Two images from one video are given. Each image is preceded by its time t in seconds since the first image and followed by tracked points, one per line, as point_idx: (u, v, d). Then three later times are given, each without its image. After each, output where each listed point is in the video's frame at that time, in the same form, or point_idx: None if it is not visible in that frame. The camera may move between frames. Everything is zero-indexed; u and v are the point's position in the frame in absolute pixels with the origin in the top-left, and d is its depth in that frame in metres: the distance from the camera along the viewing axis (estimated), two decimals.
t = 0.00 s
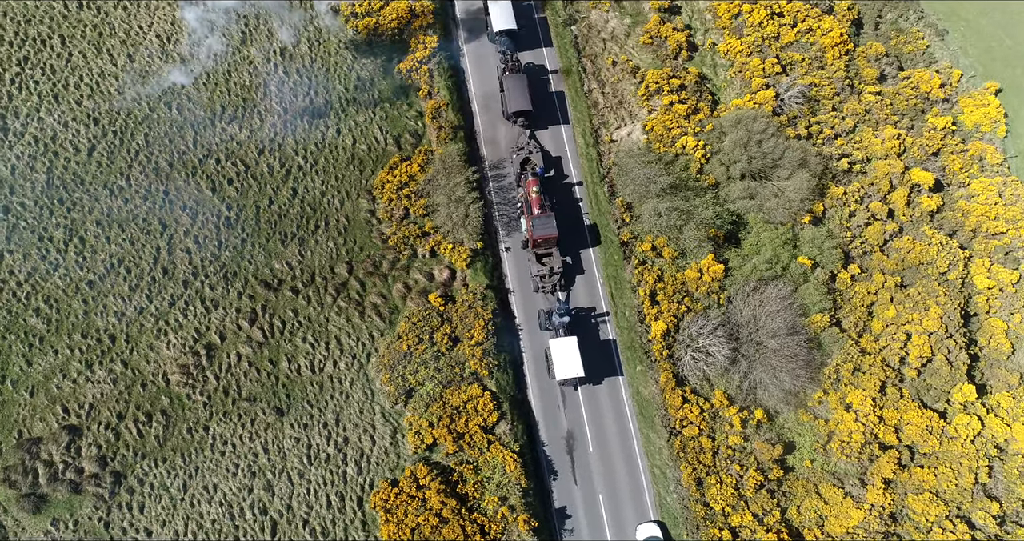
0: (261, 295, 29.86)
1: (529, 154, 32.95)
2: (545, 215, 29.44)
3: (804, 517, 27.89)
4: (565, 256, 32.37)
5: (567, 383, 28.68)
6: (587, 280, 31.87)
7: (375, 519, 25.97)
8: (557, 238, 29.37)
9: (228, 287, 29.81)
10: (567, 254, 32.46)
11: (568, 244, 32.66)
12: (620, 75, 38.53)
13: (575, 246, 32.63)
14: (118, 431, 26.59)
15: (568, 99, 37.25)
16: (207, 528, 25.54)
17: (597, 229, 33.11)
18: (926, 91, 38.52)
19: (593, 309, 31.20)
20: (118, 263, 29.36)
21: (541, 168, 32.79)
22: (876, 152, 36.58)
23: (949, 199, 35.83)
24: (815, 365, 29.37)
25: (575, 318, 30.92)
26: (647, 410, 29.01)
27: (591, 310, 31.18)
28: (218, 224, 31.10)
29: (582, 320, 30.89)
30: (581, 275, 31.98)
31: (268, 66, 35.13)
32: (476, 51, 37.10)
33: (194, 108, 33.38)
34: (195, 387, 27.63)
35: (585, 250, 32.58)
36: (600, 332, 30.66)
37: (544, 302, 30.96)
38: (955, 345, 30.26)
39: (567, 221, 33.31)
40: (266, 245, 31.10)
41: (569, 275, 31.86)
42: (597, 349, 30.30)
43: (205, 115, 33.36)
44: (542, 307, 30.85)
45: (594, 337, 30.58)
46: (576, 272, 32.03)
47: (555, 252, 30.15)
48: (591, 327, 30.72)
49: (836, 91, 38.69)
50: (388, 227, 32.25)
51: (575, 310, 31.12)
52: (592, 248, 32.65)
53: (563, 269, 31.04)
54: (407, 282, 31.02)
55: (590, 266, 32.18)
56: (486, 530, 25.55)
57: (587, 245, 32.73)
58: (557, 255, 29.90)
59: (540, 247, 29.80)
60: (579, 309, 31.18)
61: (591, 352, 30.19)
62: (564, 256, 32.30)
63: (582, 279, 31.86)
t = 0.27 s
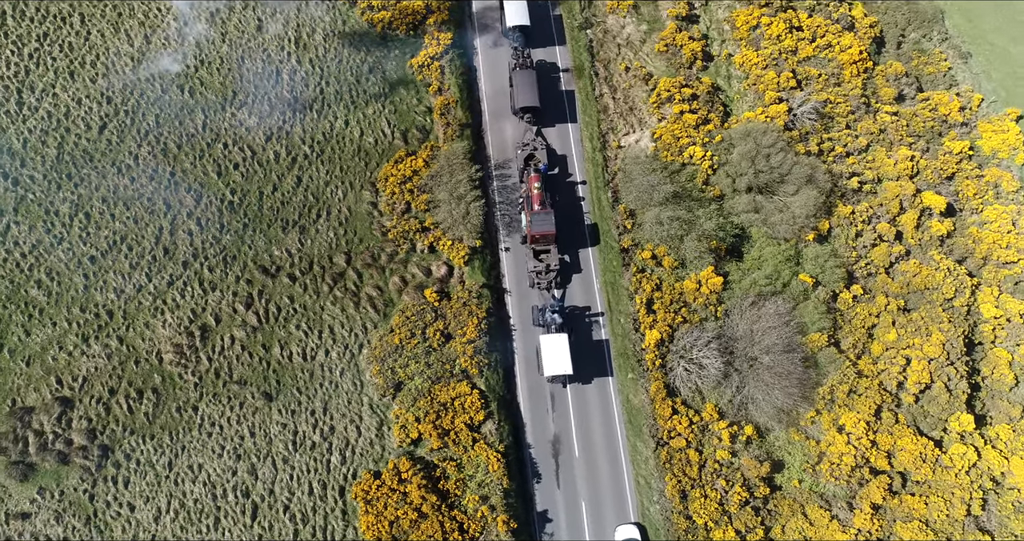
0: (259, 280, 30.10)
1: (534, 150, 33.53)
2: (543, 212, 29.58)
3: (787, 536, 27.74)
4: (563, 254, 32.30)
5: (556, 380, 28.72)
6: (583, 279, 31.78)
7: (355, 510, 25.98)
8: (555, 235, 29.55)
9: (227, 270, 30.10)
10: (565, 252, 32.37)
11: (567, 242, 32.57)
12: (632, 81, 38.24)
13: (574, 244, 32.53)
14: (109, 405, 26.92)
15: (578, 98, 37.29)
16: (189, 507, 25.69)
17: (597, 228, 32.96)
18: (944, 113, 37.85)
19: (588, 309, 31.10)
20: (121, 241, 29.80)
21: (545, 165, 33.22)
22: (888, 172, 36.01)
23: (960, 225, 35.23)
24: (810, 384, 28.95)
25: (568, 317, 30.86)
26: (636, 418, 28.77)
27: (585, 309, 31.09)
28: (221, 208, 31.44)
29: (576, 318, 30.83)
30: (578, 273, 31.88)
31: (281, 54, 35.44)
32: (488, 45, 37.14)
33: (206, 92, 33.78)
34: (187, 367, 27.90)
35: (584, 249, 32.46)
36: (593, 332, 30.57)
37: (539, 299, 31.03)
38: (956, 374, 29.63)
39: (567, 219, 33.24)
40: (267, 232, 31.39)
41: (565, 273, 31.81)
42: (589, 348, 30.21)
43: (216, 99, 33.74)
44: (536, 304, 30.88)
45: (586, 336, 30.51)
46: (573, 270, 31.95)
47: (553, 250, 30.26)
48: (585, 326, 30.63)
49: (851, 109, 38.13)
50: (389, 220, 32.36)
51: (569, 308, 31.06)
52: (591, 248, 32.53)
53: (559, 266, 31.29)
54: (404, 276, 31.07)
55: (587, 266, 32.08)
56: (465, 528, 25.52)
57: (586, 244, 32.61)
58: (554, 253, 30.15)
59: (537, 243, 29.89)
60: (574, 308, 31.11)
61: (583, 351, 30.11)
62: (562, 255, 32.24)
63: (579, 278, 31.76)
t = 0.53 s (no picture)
0: (258, 265, 30.36)
1: (540, 146, 33.48)
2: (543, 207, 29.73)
3: None
4: (562, 251, 32.20)
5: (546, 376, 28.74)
6: (580, 278, 31.66)
7: (336, 499, 26.08)
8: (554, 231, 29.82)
9: (227, 254, 30.41)
10: (564, 249, 32.25)
11: (567, 240, 32.46)
12: (644, 87, 37.90)
13: (574, 242, 32.41)
14: (102, 379, 27.29)
15: (588, 97, 37.22)
16: (173, 485, 25.93)
17: (598, 228, 32.81)
18: (962, 136, 37.16)
19: (583, 307, 30.98)
20: (125, 219, 30.24)
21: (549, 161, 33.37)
22: (898, 193, 35.44)
23: (971, 250, 34.63)
24: (803, 402, 28.54)
25: (563, 314, 30.78)
26: (624, 426, 28.52)
27: (580, 307, 30.98)
28: (226, 192, 31.80)
29: (570, 316, 30.75)
30: (575, 272, 31.78)
31: (296, 43, 35.71)
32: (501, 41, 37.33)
33: (219, 76, 34.15)
34: (181, 346, 28.22)
35: (583, 247, 32.32)
36: (587, 330, 30.46)
37: (534, 294, 31.06)
38: (954, 401, 29.27)
39: (569, 217, 33.15)
40: (269, 218, 31.67)
41: (563, 270, 31.72)
42: (581, 346, 30.09)
43: (229, 84, 34.11)
44: (531, 299, 30.89)
45: (579, 334, 30.42)
46: (571, 268, 31.83)
47: (551, 246, 30.35)
48: (579, 324, 30.53)
49: (866, 127, 37.58)
50: (391, 213, 32.48)
51: (564, 306, 30.97)
52: (590, 247, 32.38)
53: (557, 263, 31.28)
54: (402, 270, 31.14)
55: (586, 265, 31.96)
56: (444, 524, 25.49)
57: (586, 243, 32.46)
58: (552, 249, 30.18)
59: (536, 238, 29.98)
60: (569, 305, 31.02)
61: (575, 349, 30.00)
62: (561, 252, 32.11)
63: (576, 277, 31.66)
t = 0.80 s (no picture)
0: (258, 250, 30.67)
1: (545, 142, 34.19)
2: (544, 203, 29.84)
3: None
4: (561, 248, 32.28)
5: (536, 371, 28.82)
6: (578, 276, 31.66)
7: (318, 486, 26.16)
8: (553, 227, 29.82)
9: (228, 237, 30.77)
10: (563, 246, 32.32)
11: (567, 237, 32.54)
12: (655, 94, 37.67)
13: (573, 240, 32.43)
14: (98, 354, 27.69)
15: (597, 97, 37.24)
16: (160, 462, 26.18)
17: (598, 228, 32.79)
18: (978, 160, 36.44)
19: (578, 304, 31.03)
20: (131, 197, 30.71)
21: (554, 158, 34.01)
22: (908, 214, 34.86)
23: (979, 276, 33.98)
24: (794, 419, 28.19)
25: (558, 311, 30.82)
26: (611, 432, 28.36)
27: (575, 304, 31.02)
28: (231, 176, 32.19)
29: (565, 312, 30.81)
30: (573, 270, 31.79)
31: (310, 32, 36.01)
32: (514, 37, 37.32)
33: (232, 61, 34.54)
34: (177, 326, 28.57)
35: (583, 246, 32.32)
36: (581, 327, 30.50)
37: (530, 290, 31.16)
38: (950, 428, 28.85)
39: (570, 214, 33.22)
40: (272, 204, 31.98)
41: (561, 267, 31.76)
42: (574, 343, 30.15)
43: (241, 70, 34.50)
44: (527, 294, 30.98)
45: (573, 331, 30.46)
46: (569, 266, 31.86)
47: (550, 242, 30.45)
48: (573, 321, 30.58)
49: (879, 145, 37.03)
50: (393, 206, 32.62)
51: (560, 302, 31.03)
52: (590, 246, 32.37)
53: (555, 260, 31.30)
54: (399, 263, 31.25)
55: (584, 263, 31.95)
56: (423, 518, 25.50)
57: (586, 241, 32.48)
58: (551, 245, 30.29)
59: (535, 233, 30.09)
60: (564, 302, 31.06)
61: (567, 345, 30.07)
62: (560, 249, 32.20)
63: (573, 275, 31.66)
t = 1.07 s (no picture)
0: (259, 236, 31.00)
1: (552, 140, 33.85)
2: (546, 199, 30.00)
3: None
4: (561, 245, 32.38)
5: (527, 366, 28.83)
6: (575, 274, 31.69)
7: (302, 473, 26.26)
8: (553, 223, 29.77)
9: (231, 221, 31.15)
10: (563, 244, 32.39)
11: (567, 235, 32.63)
12: (665, 102, 37.55)
13: (574, 238, 32.53)
14: (95, 329, 28.12)
15: (607, 98, 37.28)
16: (148, 439, 26.48)
17: (599, 227, 32.82)
18: (992, 185, 35.74)
19: (574, 302, 31.04)
20: (139, 177, 31.22)
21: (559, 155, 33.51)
22: (916, 236, 34.27)
23: (987, 304, 33.31)
24: (784, 437, 27.79)
25: (553, 307, 30.81)
26: (598, 439, 28.22)
27: (571, 302, 31.02)
28: (238, 161, 32.61)
29: (560, 309, 30.80)
30: (571, 267, 31.82)
31: (326, 23, 36.32)
32: (527, 34, 37.46)
33: (247, 48, 34.93)
34: (174, 306, 28.94)
35: (583, 244, 32.41)
36: (576, 325, 30.48)
37: (527, 285, 31.24)
38: (944, 455, 28.41)
39: (572, 212, 33.27)
40: (276, 192, 32.32)
41: (559, 264, 31.80)
42: (567, 339, 30.15)
43: (255, 57, 34.89)
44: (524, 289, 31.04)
45: (567, 327, 30.44)
46: (568, 263, 31.91)
47: (549, 238, 30.38)
48: (568, 318, 30.56)
49: (890, 165, 36.50)
50: (395, 199, 32.79)
51: (556, 299, 31.03)
52: (590, 245, 32.44)
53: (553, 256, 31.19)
54: (398, 256, 31.38)
55: (583, 262, 31.96)
56: (403, 512, 25.58)
57: (586, 240, 32.55)
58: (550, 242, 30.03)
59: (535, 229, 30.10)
60: (560, 299, 31.07)
61: (561, 342, 30.06)
62: (559, 246, 32.27)
63: (571, 272, 31.68)
